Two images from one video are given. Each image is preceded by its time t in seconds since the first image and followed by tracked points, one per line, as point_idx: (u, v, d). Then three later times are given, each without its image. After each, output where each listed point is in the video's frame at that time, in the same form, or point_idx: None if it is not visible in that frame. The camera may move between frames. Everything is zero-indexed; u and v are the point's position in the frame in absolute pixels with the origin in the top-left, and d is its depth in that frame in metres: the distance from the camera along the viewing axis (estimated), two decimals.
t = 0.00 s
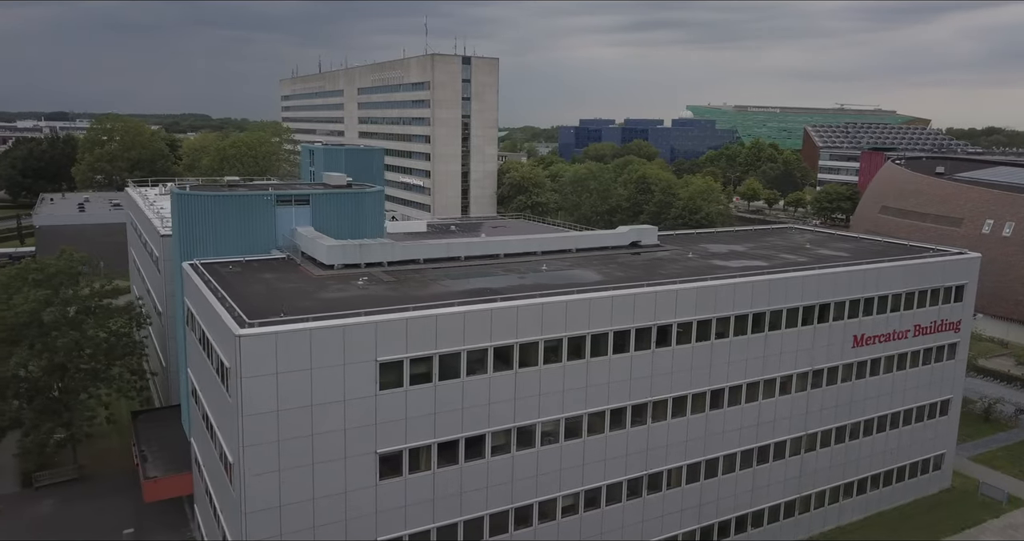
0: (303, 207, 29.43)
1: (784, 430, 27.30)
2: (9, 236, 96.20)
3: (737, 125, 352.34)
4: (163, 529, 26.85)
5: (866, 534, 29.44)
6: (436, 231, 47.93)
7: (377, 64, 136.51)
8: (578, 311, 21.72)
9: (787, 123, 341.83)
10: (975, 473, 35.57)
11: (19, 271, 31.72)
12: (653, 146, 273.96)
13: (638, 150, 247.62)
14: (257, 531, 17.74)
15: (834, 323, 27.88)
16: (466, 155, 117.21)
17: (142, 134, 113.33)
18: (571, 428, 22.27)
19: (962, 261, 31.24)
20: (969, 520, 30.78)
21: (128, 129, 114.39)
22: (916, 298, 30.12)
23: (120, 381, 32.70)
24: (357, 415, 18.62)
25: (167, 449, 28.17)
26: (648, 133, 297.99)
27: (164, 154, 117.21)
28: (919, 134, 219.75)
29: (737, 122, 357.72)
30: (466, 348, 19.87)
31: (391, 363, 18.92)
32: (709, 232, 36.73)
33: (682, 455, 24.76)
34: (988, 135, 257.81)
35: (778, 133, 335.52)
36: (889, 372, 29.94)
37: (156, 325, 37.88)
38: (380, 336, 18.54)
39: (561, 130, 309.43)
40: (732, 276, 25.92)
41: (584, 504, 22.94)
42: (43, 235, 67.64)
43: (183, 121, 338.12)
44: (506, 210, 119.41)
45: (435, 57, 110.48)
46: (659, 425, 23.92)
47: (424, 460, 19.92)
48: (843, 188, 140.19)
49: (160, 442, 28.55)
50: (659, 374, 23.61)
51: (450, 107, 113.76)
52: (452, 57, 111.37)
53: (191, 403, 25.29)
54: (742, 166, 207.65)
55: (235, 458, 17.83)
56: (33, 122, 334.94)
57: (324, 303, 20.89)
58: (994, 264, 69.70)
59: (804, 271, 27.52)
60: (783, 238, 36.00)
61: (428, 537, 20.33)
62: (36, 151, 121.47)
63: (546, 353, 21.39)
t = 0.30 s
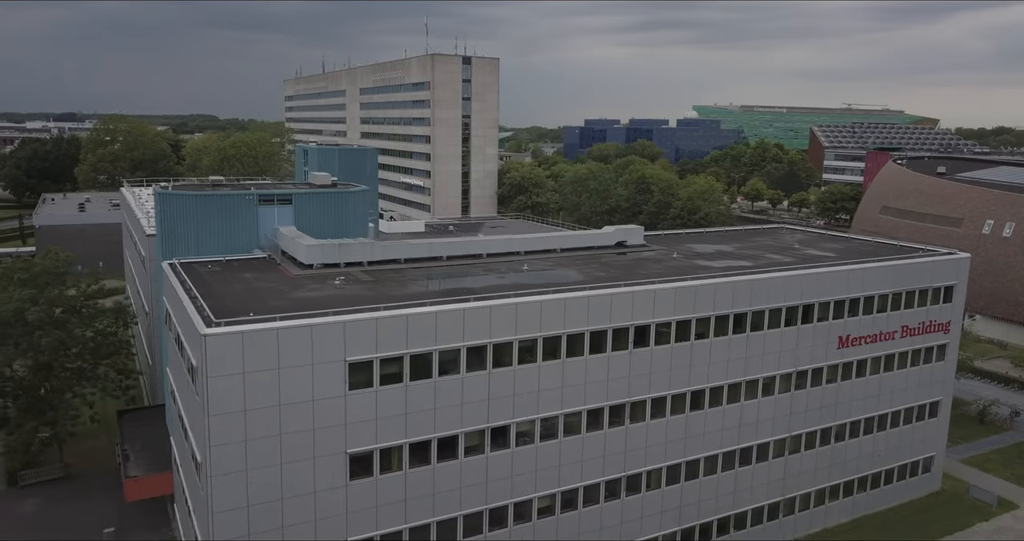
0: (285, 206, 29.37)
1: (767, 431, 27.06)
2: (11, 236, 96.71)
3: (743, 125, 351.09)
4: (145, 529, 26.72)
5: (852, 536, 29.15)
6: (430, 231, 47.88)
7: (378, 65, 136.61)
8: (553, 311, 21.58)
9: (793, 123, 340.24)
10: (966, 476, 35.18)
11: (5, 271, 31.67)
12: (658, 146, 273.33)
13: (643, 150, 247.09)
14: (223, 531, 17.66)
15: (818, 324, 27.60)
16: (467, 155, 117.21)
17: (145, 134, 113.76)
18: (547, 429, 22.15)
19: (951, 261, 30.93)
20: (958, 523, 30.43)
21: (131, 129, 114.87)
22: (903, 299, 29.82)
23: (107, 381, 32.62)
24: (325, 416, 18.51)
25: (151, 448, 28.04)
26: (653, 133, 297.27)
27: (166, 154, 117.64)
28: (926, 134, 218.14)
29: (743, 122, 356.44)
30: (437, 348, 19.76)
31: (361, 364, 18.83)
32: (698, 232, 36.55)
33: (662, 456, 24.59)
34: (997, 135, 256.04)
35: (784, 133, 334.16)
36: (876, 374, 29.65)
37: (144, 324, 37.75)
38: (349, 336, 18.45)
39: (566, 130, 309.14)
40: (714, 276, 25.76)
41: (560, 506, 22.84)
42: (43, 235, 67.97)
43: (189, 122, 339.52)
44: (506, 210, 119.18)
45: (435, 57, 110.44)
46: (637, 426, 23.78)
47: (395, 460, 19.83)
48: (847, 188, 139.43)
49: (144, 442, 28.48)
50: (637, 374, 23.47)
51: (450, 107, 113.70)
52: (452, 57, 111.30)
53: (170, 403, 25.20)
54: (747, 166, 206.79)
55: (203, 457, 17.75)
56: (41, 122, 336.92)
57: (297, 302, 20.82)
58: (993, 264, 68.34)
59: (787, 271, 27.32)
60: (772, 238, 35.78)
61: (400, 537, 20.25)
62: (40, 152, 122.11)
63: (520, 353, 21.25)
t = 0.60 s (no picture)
0: (263, 206, 29.33)
1: (744, 433, 26.79)
2: (13, 236, 97.24)
3: (750, 125, 349.39)
4: (121, 528, 26.68)
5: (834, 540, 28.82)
6: (421, 231, 47.78)
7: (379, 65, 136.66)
8: (522, 311, 21.35)
9: (800, 123, 338.45)
10: (954, 479, 34.72)
11: None
12: (664, 146, 272.42)
13: (648, 150, 246.36)
14: (181, 532, 17.51)
15: (798, 325, 27.29)
16: (467, 155, 117.13)
17: (146, 134, 114.09)
18: (515, 430, 21.99)
19: (937, 262, 30.51)
20: (942, 527, 30.04)
21: (132, 129, 115.17)
22: (886, 299, 29.44)
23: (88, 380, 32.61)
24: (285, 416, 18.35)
25: (128, 448, 28.00)
26: (659, 133, 296.22)
27: (168, 154, 118.02)
28: (934, 134, 216.34)
29: (750, 122, 354.82)
30: (402, 348, 19.59)
31: (323, 364, 18.67)
32: (684, 233, 36.30)
33: (635, 458, 24.41)
34: (1008, 134, 253.60)
35: (792, 133, 332.33)
36: (858, 376, 29.30)
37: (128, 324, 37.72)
38: (309, 336, 18.30)
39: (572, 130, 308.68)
40: (690, 276, 25.54)
41: (530, 508, 22.68)
42: (42, 235, 68.28)
43: (195, 122, 340.92)
44: (506, 210, 119.10)
45: (435, 57, 110.34)
46: (610, 428, 23.63)
47: (359, 461, 19.69)
48: (852, 189, 138.46)
49: (121, 442, 28.41)
50: (609, 375, 23.29)
51: (450, 107, 113.58)
52: (452, 57, 111.20)
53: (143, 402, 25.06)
54: (752, 166, 205.74)
55: (162, 457, 17.57)
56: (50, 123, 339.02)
57: (263, 302, 20.72)
58: (993, 265, 66.62)
59: (766, 272, 27.02)
60: (758, 238, 35.48)
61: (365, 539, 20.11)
62: (44, 152, 122.76)
63: (488, 354, 21.05)
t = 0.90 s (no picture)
0: (242, 205, 29.44)
1: (723, 435, 26.59)
2: (14, 236, 97.65)
3: (756, 125, 348.09)
4: (96, 528, 26.66)
5: None
6: (413, 230, 47.80)
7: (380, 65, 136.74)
8: (492, 311, 21.18)
9: (807, 123, 337.09)
10: (942, 482, 34.36)
11: None
12: (669, 146, 271.66)
13: (652, 150, 245.79)
14: (142, 532, 17.39)
15: (778, 326, 27.05)
16: (467, 156, 117.12)
17: (147, 134, 114.42)
18: (486, 431, 21.88)
19: (921, 262, 30.21)
20: (926, 530, 29.74)
21: (133, 130, 115.60)
22: (870, 300, 29.17)
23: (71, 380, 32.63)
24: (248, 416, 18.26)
25: (107, 448, 27.99)
26: (664, 133, 295.46)
27: (169, 154, 118.35)
28: (941, 134, 214.86)
29: (756, 122, 353.46)
30: (368, 349, 19.46)
31: (287, 364, 18.56)
32: (669, 233, 36.13)
33: (610, 459, 24.29)
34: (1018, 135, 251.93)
35: (799, 133, 330.92)
36: (841, 377, 29.04)
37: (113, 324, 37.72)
38: (273, 336, 18.20)
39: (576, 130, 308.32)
40: (666, 276, 25.39)
41: (502, 509, 22.55)
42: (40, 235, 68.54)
43: (201, 122, 342.49)
44: (506, 210, 119.16)
45: (435, 57, 110.27)
46: (583, 429, 23.50)
47: (325, 461, 19.59)
48: (855, 189, 137.63)
49: (100, 442, 28.42)
50: (582, 376, 23.16)
51: (449, 107, 113.48)
52: (452, 57, 111.12)
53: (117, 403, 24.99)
54: (757, 167, 204.98)
55: (122, 458, 17.45)
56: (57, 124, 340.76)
57: (230, 301, 20.65)
58: (992, 266, 65.11)
59: (745, 272, 26.81)
60: (744, 238, 35.27)
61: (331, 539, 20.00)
62: (47, 152, 123.35)
63: (458, 354, 20.90)
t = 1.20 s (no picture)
0: (221, 205, 29.44)
1: (699, 436, 26.45)
2: (15, 236, 98.13)
3: (762, 125, 346.86)
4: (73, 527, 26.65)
5: None
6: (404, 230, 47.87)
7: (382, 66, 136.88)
8: (461, 311, 21.10)
9: (813, 123, 335.72)
10: (928, 484, 34.06)
11: None
12: (674, 146, 271.11)
13: (656, 150, 245.34)
14: (102, 532, 17.35)
15: (756, 326, 26.89)
16: (467, 156, 117.11)
17: (149, 135, 114.88)
18: (456, 432, 21.82)
19: (903, 263, 29.98)
20: (908, 532, 29.49)
21: (136, 130, 116.10)
22: (851, 301, 28.96)
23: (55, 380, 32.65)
24: (211, 415, 18.24)
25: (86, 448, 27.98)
26: (669, 134, 294.67)
27: (171, 154, 118.86)
28: (948, 133, 213.33)
29: (762, 122, 352.18)
30: (333, 349, 19.43)
31: (250, 364, 18.53)
32: (654, 233, 36.01)
33: (583, 460, 24.19)
34: None
35: (805, 133, 329.57)
36: (821, 379, 28.85)
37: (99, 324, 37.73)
38: (236, 335, 18.18)
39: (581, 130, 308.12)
40: (642, 276, 25.28)
41: (472, 510, 22.48)
42: (37, 235, 68.33)
43: (207, 122, 343.76)
44: (506, 210, 119.17)
45: (435, 57, 110.25)
46: (556, 430, 23.41)
47: (291, 461, 19.56)
48: (858, 189, 136.94)
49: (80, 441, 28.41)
50: (554, 377, 23.07)
51: (449, 107, 113.40)
52: (452, 57, 111.11)
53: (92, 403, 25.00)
54: (761, 167, 204.30)
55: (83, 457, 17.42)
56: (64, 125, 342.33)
57: (198, 300, 20.65)
58: (989, 267, 64.48)
59: (722, 272, 26.67)
60: (729, 238, 35.08)
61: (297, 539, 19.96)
62: (51, 153, 124.00)
63: (425, 354, 20.83)
